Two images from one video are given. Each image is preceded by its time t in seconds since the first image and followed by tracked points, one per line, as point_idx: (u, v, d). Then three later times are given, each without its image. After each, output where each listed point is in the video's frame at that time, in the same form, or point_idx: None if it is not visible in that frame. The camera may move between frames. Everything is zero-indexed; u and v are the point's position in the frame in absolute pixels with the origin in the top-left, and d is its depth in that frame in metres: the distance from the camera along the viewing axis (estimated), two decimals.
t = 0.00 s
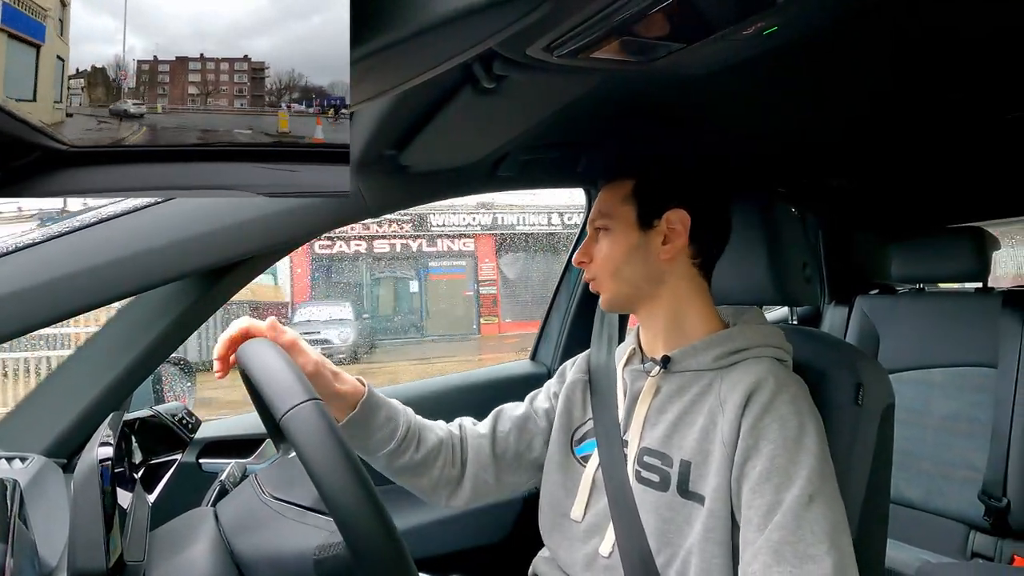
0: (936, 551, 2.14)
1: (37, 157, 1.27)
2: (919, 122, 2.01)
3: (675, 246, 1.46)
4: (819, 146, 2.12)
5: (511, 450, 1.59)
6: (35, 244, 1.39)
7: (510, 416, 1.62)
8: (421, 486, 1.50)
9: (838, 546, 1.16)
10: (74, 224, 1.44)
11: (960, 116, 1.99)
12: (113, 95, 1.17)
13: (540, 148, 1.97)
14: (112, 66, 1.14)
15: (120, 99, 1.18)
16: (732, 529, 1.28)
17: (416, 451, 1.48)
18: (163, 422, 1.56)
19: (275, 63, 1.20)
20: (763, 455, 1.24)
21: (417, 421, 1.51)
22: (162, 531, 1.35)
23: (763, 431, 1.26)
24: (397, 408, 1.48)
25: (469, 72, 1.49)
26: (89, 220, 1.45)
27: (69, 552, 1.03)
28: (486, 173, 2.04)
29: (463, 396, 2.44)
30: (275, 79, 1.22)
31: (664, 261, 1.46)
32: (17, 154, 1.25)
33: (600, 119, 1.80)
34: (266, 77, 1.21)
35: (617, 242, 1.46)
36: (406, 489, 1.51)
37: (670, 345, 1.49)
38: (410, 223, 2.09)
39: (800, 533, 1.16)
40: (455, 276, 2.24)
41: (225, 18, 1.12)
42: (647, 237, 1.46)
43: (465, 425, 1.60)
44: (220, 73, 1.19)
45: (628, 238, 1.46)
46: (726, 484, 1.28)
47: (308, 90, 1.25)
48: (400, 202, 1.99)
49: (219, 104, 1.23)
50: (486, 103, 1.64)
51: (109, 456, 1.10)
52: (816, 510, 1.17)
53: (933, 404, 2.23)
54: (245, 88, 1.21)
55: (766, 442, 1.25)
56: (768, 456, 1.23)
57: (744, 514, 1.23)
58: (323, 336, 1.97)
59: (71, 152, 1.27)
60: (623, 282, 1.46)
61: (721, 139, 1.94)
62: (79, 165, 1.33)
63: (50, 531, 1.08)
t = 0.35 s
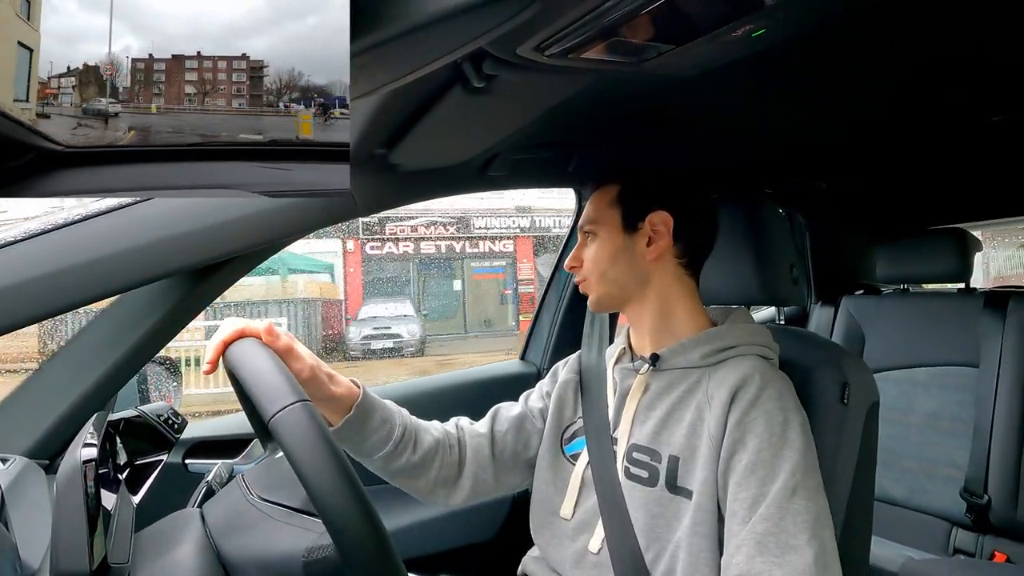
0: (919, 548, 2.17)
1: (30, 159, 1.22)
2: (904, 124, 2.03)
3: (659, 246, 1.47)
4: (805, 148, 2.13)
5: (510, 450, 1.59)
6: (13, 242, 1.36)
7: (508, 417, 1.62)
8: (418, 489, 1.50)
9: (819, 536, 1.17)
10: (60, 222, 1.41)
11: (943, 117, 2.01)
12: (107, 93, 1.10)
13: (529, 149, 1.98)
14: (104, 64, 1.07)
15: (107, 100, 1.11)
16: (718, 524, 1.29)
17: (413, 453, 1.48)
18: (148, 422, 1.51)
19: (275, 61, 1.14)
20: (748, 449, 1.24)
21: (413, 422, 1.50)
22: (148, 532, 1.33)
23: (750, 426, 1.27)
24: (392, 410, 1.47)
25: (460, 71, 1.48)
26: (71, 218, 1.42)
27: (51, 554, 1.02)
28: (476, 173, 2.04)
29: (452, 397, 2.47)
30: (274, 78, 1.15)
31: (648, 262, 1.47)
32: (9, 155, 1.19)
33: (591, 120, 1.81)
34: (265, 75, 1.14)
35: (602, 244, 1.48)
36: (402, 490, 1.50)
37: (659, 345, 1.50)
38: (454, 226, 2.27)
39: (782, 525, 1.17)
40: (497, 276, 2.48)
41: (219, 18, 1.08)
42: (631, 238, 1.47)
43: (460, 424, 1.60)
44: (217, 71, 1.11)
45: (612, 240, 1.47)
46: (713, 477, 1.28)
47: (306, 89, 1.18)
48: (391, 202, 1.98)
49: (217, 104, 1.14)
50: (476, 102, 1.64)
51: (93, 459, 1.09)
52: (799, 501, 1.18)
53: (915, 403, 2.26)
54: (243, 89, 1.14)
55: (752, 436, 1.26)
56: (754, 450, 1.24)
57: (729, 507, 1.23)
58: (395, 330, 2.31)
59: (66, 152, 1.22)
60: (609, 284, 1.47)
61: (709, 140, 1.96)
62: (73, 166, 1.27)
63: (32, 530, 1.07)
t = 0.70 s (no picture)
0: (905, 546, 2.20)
1: (30, 158, 1.23)
2: (889, 127, 2.05)
3: (659, 253, 1.47)
4: (793, 150, 2.15)
5: (501, 448, 1.60)
6: None
7: (499, 416, 1.62)
8: (408, 487, 1.49)
9: (811, 541, 1.18)
10: (44, 219, 1.37)
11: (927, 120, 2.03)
12: (103, 95, 1.02)
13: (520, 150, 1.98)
14: (97, 63, 1.00)
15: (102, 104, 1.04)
16: (708, 526, 1.30)
17: (403, 452, 1.47)
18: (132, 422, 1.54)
19: (275, 61, 1.07)
20: (740, 453, 1.25)
21: (403, 420, 1.50)
22: (132, 534, 1.31)
23: (742, 429, 1.28)
24: (383, 408, 1.47)
25: (452, 70, 1.48)
26: (55, 217, 1.37)
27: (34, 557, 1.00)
28: (467, 172, 2.04)
29: (444, 396, 2.46)
30: (276, 78, 1.09)
31: (648, 266, 1.48)
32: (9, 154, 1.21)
33: (582, 121, 1.81)
34: (266, 76, 1.08)
35: (601, 245, 1.48)
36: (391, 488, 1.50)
37: (652, 348, 1.51)
38: (487, 228, 2.32)
39: (774, 530, 1.17)
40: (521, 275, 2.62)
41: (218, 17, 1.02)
42: (632, 241, 1.47)
43: (451, 423, 1.60)
44: (216, 70, 1.05)
45: (612, 242, 1.47)
46: (704, 481, 1.29)
47: (307, 88, 1.15)
48: (381, 201, 1.97)
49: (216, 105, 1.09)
50: (468, 101, 1.63)
51: (78, 460, 1.06)
52: (791, 506, 1.19)
53: (902, 403, 2.29)
54: (244, 89, 1.08)
55: (744, 440, 1.26)
56: (746, 454, 1.25)
57: (721, 511, 1.24)
58: (445, 327, 2.40)
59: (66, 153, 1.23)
60: (606, 285, 1.47)
61: (699, 141, 1.97)
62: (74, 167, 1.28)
63: (15, 531, 1.05)
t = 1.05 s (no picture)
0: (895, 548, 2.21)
1: (29, 157, 1.13)
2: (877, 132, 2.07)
3: (696, 268, 1.50)
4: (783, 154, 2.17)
5: (498, 447, 1.59)
6: None
7: (497, 415, 1.62)
8: (403, 485, 1.48)
9: (804, 546, 1.17)
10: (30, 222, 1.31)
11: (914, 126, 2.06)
12: (100, 94, 0.99)
13: (513, 153, 1.98)
14: (96, 63, 0.96)
15: (99, 103, 1.00)
16: (700, 531, 1.30)
17: (398, 449, 1.46)
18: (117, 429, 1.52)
19: (278, 59, 1.08)
20: (733, 459, 1.26)
21: (400, 416, 1.48)
22: (120, 540, 1.28)
23: (734, 435, 1.28)
24: (380, 404, 1.45)
25: (445, 72, 1.47)
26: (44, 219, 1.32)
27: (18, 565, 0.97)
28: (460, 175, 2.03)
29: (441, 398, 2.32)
30: (278, 78, 1.10)
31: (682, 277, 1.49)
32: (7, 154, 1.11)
33: (575, 124, 1.81)
34: (268, 75, 1.09)
35: (653, 247, 1.43)
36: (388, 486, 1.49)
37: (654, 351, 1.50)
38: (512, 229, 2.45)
39: (768, 535, 1.17)
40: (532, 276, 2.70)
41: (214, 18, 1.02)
42: (680, 251, 1.47)
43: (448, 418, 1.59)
44: (218, 70, 1.05)
45: (664, 247, 1.44)
46: (697, 485, 1.29)
47: (310, 88, 1.17)
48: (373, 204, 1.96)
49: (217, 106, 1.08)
50: (461, 104, 1.63)
51: (65, 465, 1.02)
52: (784, 512, 1.19)
53: (892, 407, 2.31)
54: (245, 86, 1.09)
55: (737, 445, 1.27)
56: (739, 459, 1.25)
57: (714, 516, 1.24)
58: (484, 323, 2.45)
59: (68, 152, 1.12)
60: (647, 288, 1.44)
61: (691, 145, 1.98)
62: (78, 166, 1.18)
63: None
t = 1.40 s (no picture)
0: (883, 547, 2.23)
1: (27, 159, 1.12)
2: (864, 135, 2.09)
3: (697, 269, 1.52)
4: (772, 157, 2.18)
5: (505, 442, 1.58)
6: None
7: (502, 413, 1.60)
8: (413, 492, 1.42)
9: (800, 547, 1.18)
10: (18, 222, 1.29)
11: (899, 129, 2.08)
12: (99, 94, 0.99)
13: (505, 154, 1.99)
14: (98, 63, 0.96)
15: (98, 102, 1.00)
16: (695, 531, 1.30)
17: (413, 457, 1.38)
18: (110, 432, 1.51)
19: (282, 59, 1.06)
20: (730, 459, 1.26)
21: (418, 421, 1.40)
22: (107, 542, 1.24)
23: (731, 436, 1.29)
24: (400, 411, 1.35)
25: (438, 72, 1.47)
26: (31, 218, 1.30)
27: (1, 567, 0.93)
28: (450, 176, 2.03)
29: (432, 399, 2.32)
30: (283, 76, 1.08)
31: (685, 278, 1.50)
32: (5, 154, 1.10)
33: (567, 125, 1.82)
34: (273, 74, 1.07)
35: (660, 250, 1.44)
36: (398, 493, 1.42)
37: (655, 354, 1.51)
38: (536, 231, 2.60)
39: (764, 537, 1.18)
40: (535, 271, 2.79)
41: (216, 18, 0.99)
42: (683, 252, 1.47)
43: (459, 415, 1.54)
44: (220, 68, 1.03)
45: (671, 249, 1.45)
46: (692, 485, 1.30)
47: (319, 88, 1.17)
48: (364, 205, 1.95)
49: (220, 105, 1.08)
50: (453, 104, 1.63)
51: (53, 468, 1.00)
52: (781, 513, 1.19)
53: (880, 407, 2.33)
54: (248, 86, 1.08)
55: (733, 445, 1.27)
56: (735, 460, 1.26)
57: (710, 517, 1.25)
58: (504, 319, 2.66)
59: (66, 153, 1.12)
60: (653, 291, 1.44)
61: (682, 146, 1.99)
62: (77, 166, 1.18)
63: None
